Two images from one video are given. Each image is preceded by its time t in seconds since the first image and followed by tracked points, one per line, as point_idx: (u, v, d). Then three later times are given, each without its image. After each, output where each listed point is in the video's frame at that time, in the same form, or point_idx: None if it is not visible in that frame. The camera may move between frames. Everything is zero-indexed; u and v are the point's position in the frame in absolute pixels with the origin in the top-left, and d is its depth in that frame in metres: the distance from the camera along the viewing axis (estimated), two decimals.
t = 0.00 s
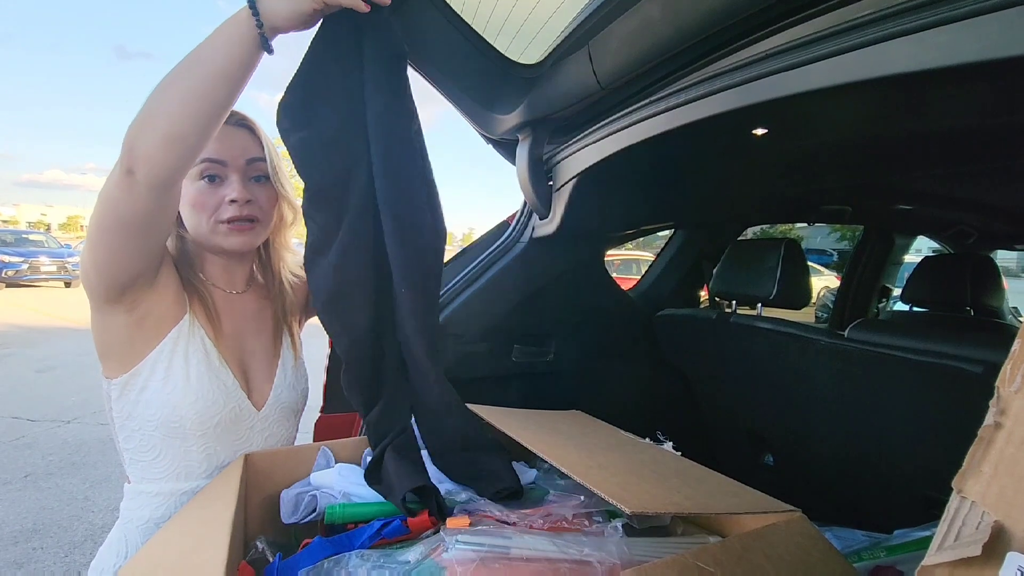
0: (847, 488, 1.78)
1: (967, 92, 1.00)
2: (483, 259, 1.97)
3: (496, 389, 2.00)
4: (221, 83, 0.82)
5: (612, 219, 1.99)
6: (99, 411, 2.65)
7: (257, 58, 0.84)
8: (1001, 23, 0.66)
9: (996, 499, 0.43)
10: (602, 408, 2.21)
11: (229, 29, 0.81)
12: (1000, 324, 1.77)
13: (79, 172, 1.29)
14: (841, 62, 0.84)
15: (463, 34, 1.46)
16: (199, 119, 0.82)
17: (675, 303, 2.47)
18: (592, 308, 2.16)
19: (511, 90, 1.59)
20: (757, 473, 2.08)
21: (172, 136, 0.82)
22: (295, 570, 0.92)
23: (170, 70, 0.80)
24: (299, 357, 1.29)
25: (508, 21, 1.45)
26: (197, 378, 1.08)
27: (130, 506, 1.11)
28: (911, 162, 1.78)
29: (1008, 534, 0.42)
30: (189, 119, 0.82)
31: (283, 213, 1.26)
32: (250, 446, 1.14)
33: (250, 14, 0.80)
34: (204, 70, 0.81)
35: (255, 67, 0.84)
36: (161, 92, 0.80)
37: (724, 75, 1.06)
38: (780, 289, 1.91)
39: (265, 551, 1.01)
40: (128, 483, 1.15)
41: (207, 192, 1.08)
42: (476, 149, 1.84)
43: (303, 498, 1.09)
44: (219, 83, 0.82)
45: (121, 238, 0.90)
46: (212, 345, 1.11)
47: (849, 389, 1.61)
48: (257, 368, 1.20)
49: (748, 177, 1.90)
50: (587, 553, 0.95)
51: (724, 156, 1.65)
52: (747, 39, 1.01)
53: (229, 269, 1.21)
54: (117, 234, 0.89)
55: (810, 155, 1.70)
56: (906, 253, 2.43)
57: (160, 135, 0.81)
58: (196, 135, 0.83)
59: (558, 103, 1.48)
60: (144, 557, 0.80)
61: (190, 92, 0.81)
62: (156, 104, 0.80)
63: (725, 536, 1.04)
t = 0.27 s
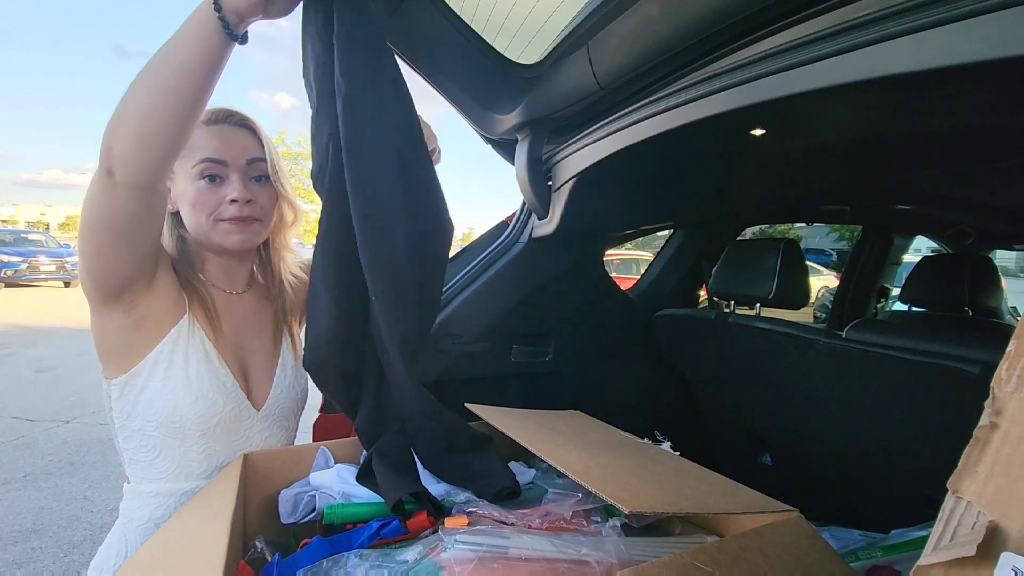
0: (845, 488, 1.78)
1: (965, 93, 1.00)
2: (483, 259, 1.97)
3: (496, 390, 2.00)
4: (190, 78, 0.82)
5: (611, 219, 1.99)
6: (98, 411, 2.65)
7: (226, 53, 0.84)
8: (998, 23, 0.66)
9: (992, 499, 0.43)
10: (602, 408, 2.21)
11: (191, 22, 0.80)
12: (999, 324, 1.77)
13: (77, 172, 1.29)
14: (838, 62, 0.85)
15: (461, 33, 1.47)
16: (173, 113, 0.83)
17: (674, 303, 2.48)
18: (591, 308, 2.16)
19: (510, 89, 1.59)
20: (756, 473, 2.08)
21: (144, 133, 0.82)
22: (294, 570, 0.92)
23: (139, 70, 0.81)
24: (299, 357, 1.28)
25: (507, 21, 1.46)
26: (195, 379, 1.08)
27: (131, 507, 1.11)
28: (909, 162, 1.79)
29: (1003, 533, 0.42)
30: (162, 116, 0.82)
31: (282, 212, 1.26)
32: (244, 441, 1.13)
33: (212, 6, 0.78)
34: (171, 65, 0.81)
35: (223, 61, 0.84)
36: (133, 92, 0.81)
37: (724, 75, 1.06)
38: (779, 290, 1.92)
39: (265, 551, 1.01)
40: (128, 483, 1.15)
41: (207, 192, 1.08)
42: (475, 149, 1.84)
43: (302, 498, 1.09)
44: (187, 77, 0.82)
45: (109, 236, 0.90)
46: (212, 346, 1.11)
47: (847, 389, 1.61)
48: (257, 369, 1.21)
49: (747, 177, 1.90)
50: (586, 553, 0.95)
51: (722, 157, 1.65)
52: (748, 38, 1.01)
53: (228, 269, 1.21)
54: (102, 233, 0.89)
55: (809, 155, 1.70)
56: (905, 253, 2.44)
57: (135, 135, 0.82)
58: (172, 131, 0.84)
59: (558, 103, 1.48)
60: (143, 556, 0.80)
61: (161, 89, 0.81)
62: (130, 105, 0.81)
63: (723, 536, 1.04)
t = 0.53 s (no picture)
0: (844, 486, 1.79)
1: (965, 92, 1.00)
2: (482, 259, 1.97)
3: (495, 388, 2.01)
4: (152, 91, 0.79)
5: (610, 218, 1.99)
6: (97, 410, 2.65)
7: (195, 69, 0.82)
8: (998, 22, 0.66)
9: (989, 499, 0.43)
10: (601, 407, 2.21)
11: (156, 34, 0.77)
12: (997, 323, 1.77)
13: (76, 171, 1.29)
14: (835, 61, 0.85)
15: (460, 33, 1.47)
16: (133, 129, 0.80)
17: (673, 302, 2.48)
18: (589, 306, 2.16)
19: (510, 88, 1.59)
20: (755, 471, 2.09)
21: (99, 150, 0.79)
22: (293, 569, 0.93)
23: (97, 83, 0.78)
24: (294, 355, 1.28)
25: (505, 19, 1.44)
26: (190, 378, 1.08)
27: (127, 507, 1.11)
28: (908, 161, 1.79)
29: (1000, 533, 0.42)
30: (121, 130, 0.79)
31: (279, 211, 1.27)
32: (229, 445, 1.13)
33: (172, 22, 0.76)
34: (133, 78, 0.78)
35: (189, 71, 0.81)
36: (88, 106, 0.78)
37: (723, 73, 1.06)
38: (776, 289, 1.92)
39: (262, 550, 1.01)
40: (125, 484, 1.16)
41: (216, 189, 1.06)
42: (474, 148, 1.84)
43: (301, 497, 1.09)
44: (152, 89, 0.79)
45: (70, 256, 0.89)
46: (206, 347, 1.11)
47: (846, 388, 1.61)
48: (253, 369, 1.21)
49: (746, 176, 1.90)
50: (584, 552, 0.95)
51: (721, 156, 1.65)
52: (748, 37, 1.00)
53: (225, 269, 1.21)
54: (66, 249, 0.88)
55: (809, 154, 1.70)
56: (904, 251, 2.47)
57: (90, 150, 0.79)
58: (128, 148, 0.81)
59: (559, 101, 1.49)
60: (139, 556, 0.80)
61: (136, 86, 0.78)
62: (84, 118, 0.78)
63: (722, 535, 1.04)
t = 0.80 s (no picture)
0: (845, 485, 1.79)
1: (966, 90, 1.00)
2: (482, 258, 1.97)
3: (496, 386, 2.01)
4: (169, 107, 0.81)
5: (611, 217, 1.99)
6: (98, 408, 2.66)
7: (213, 92, 0.87)
8: (1001, 19, 0.66)
9: (990, 497, 0.43)
10: (601, 406, 2.21)
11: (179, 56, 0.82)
12: (998, 322, 1.77)
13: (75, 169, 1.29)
14: (837, 60, 0.84)
15: (461, 31, 1.46)
16: (146, 141, 0.81)
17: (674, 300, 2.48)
18: (590, 305, 2.16)
19: (511, 86, 1.58)
20: (755, 470, 2.09)
21: (110, 158, 0.79)
22: (295, 567, 0.93)
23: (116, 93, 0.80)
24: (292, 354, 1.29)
25: (506, 14, 1.43)
26: (189, 378, 1.08)
27: (127, 506, 1.11)
28: (910, 160, 1.78)
29: (1002, 531, 0.42)
30: (133, 141, 0.80)
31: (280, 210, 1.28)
32: (229, 449, 1.14)
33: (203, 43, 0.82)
34: (149, 93, 0.80)
35: (209, 91, 0.83)
36: (101, 115, 0.79)
37: (725, 71, 1.06)
38: (778, 287, 1.92)
39: (264, 548, 1.01)
40: (124, 483, 1.15)
41: (218, 186, 1.06)
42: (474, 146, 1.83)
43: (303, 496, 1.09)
44: (169, 106, 0.81)
45: (78, 257, 0.88)
46: (204, 347, 1.12)
47: (846, 387, 1.61)
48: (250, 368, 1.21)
49: (748, 175, 1.90)
50: (585, 550, 0.96)
51: (722, 155, 1.65)
52: (750, 35, 1.00)
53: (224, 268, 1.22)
54: (70, 252, 0.87)
55: (810, 152, 1.69)
56: (904, 250, 2.49)
57: (97, 158, 0.79)
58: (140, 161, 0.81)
59: (558, 101, 1.48)
60: (141, 554, 0.80)
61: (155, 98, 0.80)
62: (96, 126, 0.79)
63: (722, 533, 1.04)
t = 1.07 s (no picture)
0: (846, 483, 1.79)
1: (969, 88, 1.00)
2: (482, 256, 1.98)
3: (497, 385, 2.01)
4: (151, 105, 0.80)
5: (612, 215, 1.98)
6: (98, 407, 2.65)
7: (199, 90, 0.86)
8: (1005, 16, 0.65)
9: (995, 494, 0.43)
10: (602, 404, 2.22)
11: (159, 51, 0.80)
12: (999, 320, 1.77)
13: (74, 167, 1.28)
14: (837, 58, 0.84)
15: (461, 29, 1.46)
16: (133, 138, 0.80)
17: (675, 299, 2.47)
18: (591, 303, 2.16)
19: (511, 84, 1.58)
20: (757, 468, 2.09)
21: (98, 156, 0.78)
22: (297, 565, 0.93)
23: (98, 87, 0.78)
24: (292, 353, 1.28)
25: (506, 14, 1.44)
26: (187, 378, 1.08)
27: (126, 505, 1.11)
28: (911, 158, 1.78)
29: (1006, 529, 0.42)
30: (116, 138, 0.78)
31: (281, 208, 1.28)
32: (226, 447, 1.14)
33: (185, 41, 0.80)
34: (137, 89, 0.79)
35: (192, 87, 0.82)
36: (84, 112, 0.77)
37: (726, 70, 1.05)
38: (780, 285, 1.91)
39: (266, 546, 1.02)
40: (123, 482, 1.15)
41: (219, 183, 1.06)
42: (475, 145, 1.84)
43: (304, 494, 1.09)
44: (152, 106, 0.80)
45: (72, 253, 0.87)
46: (202, 346, 1.11)
47: (846, 385, 1.60)
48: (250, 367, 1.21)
49: (749, 173, 1.90)
50: (586, 548, 0.95)
51: (724, 152, 1.65)
52: (751, 33, 1.00)
53: (224, 266, 1.22)
54: (58, 251, 0.85)
55: (811, 150, 1.69)
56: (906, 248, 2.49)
57: (82, 158, 0.78)
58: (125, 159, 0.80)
59: (557, 100, 1.48)
60: (144, 552, 0.80)
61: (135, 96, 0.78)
62: (78, 125, 0.77)
63: (724, 531, 1.04)
